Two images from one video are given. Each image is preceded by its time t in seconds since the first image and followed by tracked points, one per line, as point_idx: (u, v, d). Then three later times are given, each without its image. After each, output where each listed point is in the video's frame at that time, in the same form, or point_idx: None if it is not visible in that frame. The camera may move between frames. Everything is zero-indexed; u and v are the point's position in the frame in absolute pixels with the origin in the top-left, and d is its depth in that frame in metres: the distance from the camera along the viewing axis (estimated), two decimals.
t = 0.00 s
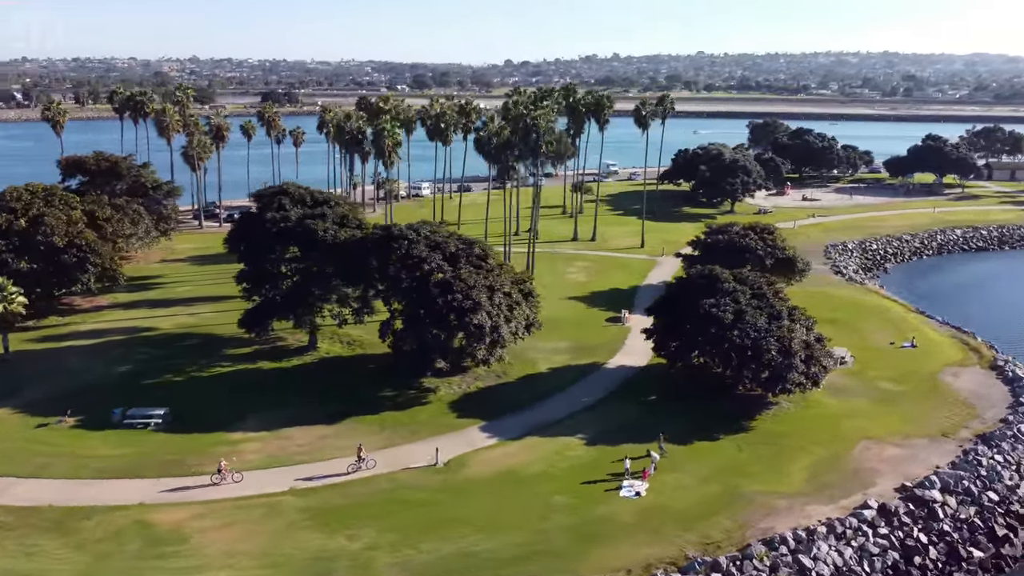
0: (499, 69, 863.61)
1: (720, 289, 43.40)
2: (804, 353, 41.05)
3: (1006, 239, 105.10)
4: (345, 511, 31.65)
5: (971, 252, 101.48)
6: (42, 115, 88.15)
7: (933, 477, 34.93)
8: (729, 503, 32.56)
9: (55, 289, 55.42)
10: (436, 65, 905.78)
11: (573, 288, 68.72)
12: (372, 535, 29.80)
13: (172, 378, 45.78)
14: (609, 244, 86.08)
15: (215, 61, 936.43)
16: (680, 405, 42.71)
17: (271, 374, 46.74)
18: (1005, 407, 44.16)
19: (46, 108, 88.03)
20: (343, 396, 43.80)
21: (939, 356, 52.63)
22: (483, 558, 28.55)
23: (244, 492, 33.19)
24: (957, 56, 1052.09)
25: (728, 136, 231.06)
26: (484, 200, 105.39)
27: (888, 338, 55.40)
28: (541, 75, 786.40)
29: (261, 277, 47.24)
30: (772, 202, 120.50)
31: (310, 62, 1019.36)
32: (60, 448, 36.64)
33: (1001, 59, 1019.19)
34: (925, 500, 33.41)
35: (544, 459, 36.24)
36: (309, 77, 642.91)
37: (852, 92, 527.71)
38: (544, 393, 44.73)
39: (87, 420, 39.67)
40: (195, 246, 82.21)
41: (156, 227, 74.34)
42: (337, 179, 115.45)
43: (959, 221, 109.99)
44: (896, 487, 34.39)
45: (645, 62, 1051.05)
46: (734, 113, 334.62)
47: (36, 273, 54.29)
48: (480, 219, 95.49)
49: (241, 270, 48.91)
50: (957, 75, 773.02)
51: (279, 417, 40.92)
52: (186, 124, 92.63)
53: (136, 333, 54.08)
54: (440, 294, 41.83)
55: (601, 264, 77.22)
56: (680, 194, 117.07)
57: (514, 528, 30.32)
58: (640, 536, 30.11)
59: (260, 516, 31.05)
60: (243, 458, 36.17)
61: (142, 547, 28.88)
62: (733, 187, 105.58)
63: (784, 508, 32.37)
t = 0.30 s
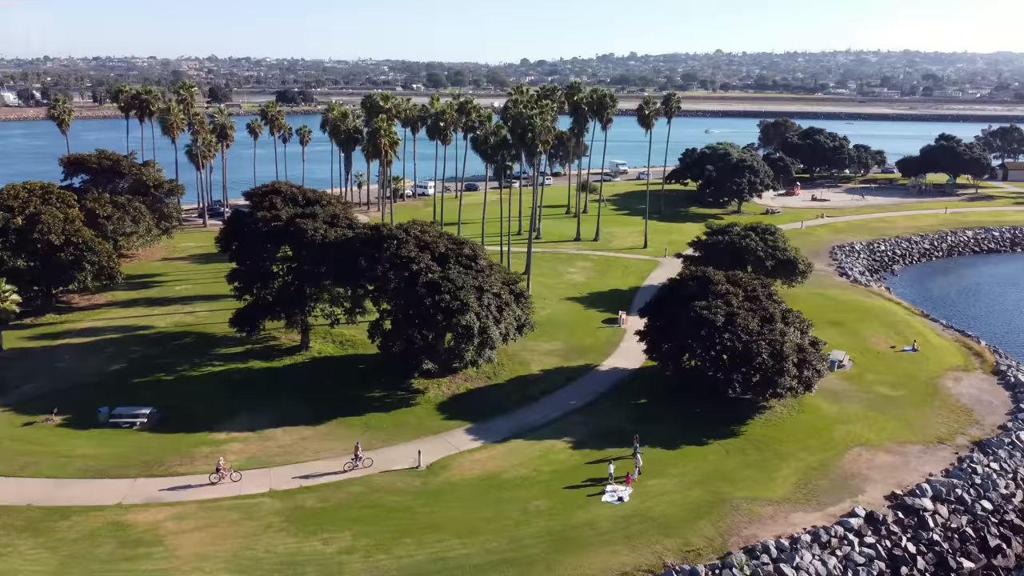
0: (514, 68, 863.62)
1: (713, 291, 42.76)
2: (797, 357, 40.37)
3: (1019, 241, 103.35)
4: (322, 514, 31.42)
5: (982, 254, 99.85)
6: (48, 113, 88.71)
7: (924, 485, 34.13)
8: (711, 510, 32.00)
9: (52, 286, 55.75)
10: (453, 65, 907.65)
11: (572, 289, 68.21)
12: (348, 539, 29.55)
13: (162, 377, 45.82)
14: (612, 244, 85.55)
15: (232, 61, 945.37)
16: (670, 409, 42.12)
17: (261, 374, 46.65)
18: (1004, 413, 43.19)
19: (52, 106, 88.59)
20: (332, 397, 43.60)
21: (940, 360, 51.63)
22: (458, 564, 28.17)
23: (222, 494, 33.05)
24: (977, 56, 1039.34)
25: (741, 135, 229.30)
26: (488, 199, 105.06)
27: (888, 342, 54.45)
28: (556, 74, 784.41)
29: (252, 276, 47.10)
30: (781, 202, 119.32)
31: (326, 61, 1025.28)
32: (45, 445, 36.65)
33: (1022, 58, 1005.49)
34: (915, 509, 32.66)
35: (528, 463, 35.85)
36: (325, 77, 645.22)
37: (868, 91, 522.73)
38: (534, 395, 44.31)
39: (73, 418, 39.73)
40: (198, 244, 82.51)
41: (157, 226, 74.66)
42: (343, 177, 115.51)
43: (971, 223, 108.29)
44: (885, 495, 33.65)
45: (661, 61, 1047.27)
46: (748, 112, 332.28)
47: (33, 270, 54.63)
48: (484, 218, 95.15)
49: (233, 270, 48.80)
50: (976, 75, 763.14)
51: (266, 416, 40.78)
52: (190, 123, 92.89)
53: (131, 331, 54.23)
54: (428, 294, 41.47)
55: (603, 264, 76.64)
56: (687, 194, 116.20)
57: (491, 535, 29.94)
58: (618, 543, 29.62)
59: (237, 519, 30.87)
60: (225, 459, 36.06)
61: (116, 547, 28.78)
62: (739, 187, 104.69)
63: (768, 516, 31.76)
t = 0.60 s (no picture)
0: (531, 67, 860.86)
1: (703, 293, 42.01)
2: (788, 361, 39.55)
3: None
4: (295, 518, 31.09)
5: (995, 256, 97.94)
6: (54, 111, 89.40)
7: (913, 494, 33.25)
8: (691, 517, 31.34)
9: (49, 284, 56.12)
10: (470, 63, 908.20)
11: (570, 289, 67.56)
12: (318, 543, 29.23)
13: (150, 375, 45.81)
14: (615, 244, 84.81)
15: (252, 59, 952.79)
16: (659, 413, 41.44)
17: (249, 373, 46.50)
18: (1003, 420, 42.11)
19: (58, 104, 89.24)
20: (317, 397, 43.36)
21: (941, 365, 50.50)
22: (427, 570, 27.74)
23: (198, 496, 32.82)
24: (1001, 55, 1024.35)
25: (755, 134, 227.19)
26: (493, 198, 104.62)
27: (889, 346, 53.35)
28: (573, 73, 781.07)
29: (242, 276, 46.94)
30: (791, 202, 117.92)
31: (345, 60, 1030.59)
32: (26, 443, 36.65)
33: None
34: (902, 519, 31.82)
35: (508, 467, 35.36)
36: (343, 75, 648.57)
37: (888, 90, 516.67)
38: (522, 397, 43.79)
39: (58, 417, 39.77)
40: (200, 242, 82.77)
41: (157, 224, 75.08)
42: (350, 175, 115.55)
43: (985, 224, 106.31)
44: (872, 504, 32.83)
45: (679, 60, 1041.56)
46: (764, 111, 329.30)
47: (29, 268, 55.00)
48: (488, 217, 94.70)
49: (223, 269, 48.63)
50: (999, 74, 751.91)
51: (250, 416, 40.59)
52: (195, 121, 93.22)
53: (125, 329, 54.37)
54: (413, 294, 41.02)
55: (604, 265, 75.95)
56: (695, 194, 115.11)
57: (464, 541, 29.48)
58: (592, 551, 29.04)
59: (210, 521, 30.65)
60: (204, 460, 35.90)
61: (86, 548, 28.60)
62: (746, 187, 103.47)
63: (749, 524, 31.02)
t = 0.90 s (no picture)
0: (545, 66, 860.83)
1: (694, 295, 41.40)
2: (779, 365, 38.85)
3: None
4: (272, 520, 30.85)
5: (1007, 258, 96.23)
6: (60, 109, 90.17)
7: (902, 503, 32.51)
8: (672, 524, 30.78)
9: (46, 282, 56.42)
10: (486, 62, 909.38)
11: (569, 290, 67.04)
12: (292, 547, 28.94)
13: (140, 374, 45.81)
14: (618, 244, 84.20)
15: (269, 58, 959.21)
16: (648, 417, 40.87)
17: (239, 373, 46.40)
18: (1002, 427, 41.16)
19: (64, 102, 89.99)
20: (305, 397, 43.14)
21: (941, 369, 49.54)
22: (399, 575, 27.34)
23: (177, 496, 32.67)
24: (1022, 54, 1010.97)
25: (767, 134, 225.14)
26: (498, 197, 104.28)
27: (889, 350, 52.42)
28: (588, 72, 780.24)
29: (232, 275, 46.87)
30: (799, 203, 116.66)
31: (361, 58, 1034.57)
32: (11, 441, 36.65)
33: None
34: (889, 528, 31.09)
35: (490, 470, 34.94)
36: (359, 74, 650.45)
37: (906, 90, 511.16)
38: (511, 399, 43.37)
39: (45, 415, 39.82)
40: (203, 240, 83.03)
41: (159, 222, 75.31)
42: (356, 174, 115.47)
43: (997, 226, 104.56)
44: (860, 512, 32.11)
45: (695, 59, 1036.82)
46: (779, 110, 326.49)
47: (27, 266, 55.33)
48: (491, 217, 94.34)
49: (215, 268, 48.53)
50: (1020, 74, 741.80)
51: (236, 416, 40.49)
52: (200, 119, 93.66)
53: (120, 327, 54.48)
54: (400, 295, 40.69)
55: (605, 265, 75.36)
56: (702, 194, 114.16)
57: (439, 546, 29.07)
58: (568, 557, 28.54)
59: (186, 523, 30.42)
60: (186, 460, 35.73)
61: (60, 548, 28.38)
62: (753, 187, 102.38)
63: (732, 532, 30.42)
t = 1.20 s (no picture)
0: (562, 65, 858.21)
1: (683, 298, 40.75)
2: (767, 370, 38.10)
3: None
4: (244, 522, 30.55)
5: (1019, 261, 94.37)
6: (66, 108, 90.89)
7: (888, 512, 31.68)
8: (649, 532, 30.16)
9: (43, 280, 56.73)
10: (502, 62, 910.02)
11: (567, 290, 66.39)
12: (263, 550, 28.64)
13: (128, 373, 45.76)
14: (620, 244, 83.43)
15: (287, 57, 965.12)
16: (634, 420, 40.25)
17: (227, 372, 46.26)
18: (998, 435, 40.15)
19: (70, 101, 90.70)
20: (290, 397, 42.89)
21: (941, 374, 48.47)
22: None
23: (153, 498, 32.46)
24: None
25: (781, 134, 222.88)
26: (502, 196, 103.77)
27: (888, 354, 51.40)
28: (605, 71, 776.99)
29: (221, 274, 46.75)
30: (809, 203, 115.22)
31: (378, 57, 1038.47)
32: None
33: None
34: (873, 538, 30.31)
35: (469, 474, 34.54)
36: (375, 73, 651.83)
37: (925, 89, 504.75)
38: (497, 401, 42.89)
39: (29, 413, 39.81)
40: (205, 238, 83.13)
41: (160, 220, 75.56)
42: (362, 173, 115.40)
43: (1011, 228, 102.58)
44: (844, 522, 31.36)
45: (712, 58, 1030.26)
46: (795, 109, 323.24)
47: (23, 264, 55.65)
48: (494, 216, 93.88)
49: (204, 267, 48.42)
50: None
51: (219, 415, 40.31)
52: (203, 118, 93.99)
53: (113, 325, 54.53)
54: (384, 295, 40.35)
55: (605, 265, 74.66)
56: (709, 194, 113.02)
57: (410, 550, 28.69)
58: (540, 565, 27.99)
59: (159, 524, 30.18)
60: (165, 459, 35.56)
61: (31, 548, 28.02)
62: (760, 187, 101.15)
63: (710, 541, 29.74)
